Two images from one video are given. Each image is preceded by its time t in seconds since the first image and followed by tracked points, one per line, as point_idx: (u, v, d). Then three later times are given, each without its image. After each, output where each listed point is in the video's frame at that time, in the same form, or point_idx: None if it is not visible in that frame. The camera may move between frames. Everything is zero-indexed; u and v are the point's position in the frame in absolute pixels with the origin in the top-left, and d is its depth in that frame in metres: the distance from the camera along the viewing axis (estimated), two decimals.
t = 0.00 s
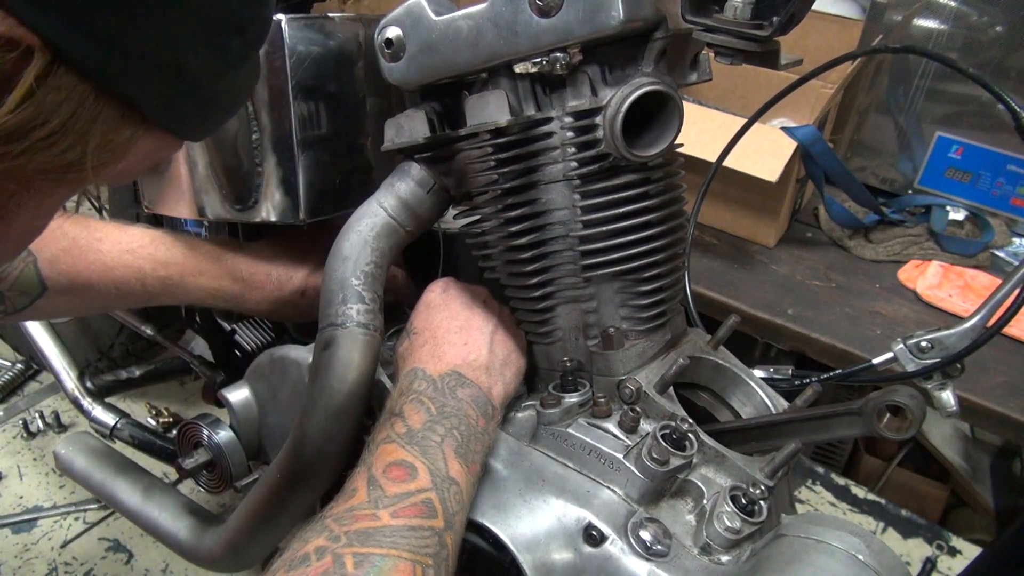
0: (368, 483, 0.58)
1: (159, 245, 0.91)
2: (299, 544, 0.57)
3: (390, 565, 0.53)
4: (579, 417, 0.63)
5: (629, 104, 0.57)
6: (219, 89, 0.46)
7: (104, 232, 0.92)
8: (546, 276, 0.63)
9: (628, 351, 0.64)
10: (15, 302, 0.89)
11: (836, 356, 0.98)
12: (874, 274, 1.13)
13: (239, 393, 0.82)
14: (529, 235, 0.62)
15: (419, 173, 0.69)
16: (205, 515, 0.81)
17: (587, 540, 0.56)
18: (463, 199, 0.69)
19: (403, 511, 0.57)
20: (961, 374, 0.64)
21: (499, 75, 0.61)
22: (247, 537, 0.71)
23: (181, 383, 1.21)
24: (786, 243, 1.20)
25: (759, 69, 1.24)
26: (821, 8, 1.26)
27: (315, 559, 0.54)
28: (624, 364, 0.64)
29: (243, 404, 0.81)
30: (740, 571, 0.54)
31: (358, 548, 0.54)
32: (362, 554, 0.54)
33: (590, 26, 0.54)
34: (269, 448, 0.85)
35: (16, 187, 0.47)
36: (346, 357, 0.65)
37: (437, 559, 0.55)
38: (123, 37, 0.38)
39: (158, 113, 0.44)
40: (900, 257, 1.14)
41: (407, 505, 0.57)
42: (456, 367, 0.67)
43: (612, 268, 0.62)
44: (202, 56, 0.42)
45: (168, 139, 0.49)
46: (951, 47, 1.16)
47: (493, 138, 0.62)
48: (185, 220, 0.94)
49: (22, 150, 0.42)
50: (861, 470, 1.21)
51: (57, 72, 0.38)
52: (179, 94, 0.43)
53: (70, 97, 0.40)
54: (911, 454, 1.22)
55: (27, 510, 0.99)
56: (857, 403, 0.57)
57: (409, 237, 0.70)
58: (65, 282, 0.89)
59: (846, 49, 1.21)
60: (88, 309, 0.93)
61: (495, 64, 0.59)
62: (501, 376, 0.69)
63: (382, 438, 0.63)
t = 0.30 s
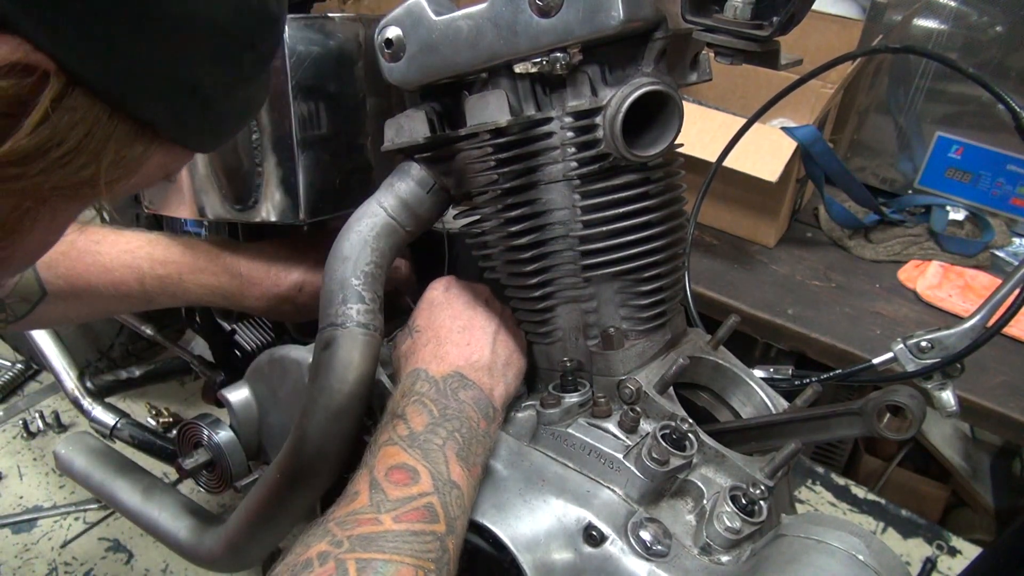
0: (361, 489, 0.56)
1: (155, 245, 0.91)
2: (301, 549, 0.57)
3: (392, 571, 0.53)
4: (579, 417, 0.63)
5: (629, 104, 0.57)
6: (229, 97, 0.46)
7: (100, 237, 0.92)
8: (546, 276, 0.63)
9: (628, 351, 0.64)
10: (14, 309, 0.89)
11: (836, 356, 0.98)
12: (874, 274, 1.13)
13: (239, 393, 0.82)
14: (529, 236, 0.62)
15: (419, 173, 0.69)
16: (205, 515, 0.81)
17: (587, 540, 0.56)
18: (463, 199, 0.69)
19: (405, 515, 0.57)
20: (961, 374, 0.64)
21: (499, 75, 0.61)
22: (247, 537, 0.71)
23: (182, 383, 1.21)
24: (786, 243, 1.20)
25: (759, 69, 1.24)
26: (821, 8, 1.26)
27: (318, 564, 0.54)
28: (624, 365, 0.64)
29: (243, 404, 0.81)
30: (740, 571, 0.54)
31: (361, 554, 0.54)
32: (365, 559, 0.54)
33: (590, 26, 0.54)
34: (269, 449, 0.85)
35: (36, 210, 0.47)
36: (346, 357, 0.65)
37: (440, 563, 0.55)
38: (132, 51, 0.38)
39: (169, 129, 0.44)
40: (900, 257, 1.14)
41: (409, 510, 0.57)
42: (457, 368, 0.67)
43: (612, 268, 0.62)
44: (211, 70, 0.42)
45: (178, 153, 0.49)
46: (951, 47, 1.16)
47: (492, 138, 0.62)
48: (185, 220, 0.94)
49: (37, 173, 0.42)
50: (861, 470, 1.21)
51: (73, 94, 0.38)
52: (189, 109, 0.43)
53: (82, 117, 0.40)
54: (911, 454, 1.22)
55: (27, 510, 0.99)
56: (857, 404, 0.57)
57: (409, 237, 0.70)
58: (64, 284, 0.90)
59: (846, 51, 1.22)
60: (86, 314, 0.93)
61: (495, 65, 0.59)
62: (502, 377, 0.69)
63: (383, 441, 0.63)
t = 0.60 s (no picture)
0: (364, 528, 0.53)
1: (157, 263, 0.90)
2: (302, 546, 0.57)
3: (393, 568, 0.53)
4: (579, 417, 0.63)
5: (629, 104, 0.57)
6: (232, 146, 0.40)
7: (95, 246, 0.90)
8: (546, 276, 0.63)
9: (628, 351, 0.64)
10: None
11: (837, 356, 0.98)
12: (873, 274, 1.13)
13: (239, 393, 0.82)
14: (529, 235, 0.62)
15: (419, 173, 0.69)
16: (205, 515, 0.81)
17: (587, 540, 0.56)
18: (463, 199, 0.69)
19: (406, 512, 0.57)
20: (961, 374, 0.64)
21: (499, 75, 0.61)
22: (247, 536, 0.71)
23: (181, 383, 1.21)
24: (787, 243, 1.20)
25: (759, 69, 1.24)
26: (821, 8, 1.26)
27: (318, 562, 0.54)
28: (624, 364, 0.64)
29: (243, 404, 0.81)
30: (740, 571, 0.54)
31: (362, 550, 0.54)
32: (366, 555, 0.54)
33: (591, 26, 0.54)
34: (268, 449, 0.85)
35: (11, 262, 0.42)
36: (346, 357, 0.65)
37: (440, 560, 0.55)
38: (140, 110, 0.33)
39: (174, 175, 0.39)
40: (900, 257, 1.14)
41: (409, 506, 0.57)
42: (457, 367, 0.67)
43: (611, 268, 0.62)
44: (221, 120, 0.37)
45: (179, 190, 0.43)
46: (951, 47, 1.16)
47: (492, 138, 0.62)
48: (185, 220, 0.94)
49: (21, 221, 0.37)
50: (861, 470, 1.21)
51: (64, 146, 0.33)
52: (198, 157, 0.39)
53: (72, 169, 0.34)
54: (911, 454, 1.22)
55: (27, 510, 0.99)
56: (858, 404, 0.57)
57: (409, 237, 0.70)
58: (59, 296, 0.87)
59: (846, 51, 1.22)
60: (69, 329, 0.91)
61: (495, 65, 0.59)
62: (502, 375, 0.69)
63: (383, 438, 0.63)
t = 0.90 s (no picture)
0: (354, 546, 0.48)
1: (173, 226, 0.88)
2: (302, 541, 0.57)
3: (393, 563, 0.53)
4: (579, 417, 0.63)
5: (629, 104, 0.56)
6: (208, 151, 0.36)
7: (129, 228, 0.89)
8: (546, 277, 0.63)
9: (628, 351, 0.64)
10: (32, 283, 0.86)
11: (837, 356, 0.98)
12: (873, 274, 1.13)
13: (239, 393, 0.82)
14: (529, 236, 0.62)
15: (419, 173, 0.69)
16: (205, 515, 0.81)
17: (587, 540, 0.56)
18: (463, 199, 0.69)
19: (406, 507, 0.57)
20: (961, 374, 0.64)
21: (499, 75, 0.61)
22: (247, 537, 0.71)
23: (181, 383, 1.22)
24: (786, 243, 1.20)
25: (758, 69, 1.24)
26: (821, 8, 1.27)
27: (318, 557, 0.54)
28: (624, 364, 0.64)
29: (243, 404, 0.81)
30: (740, 571, 0.54)
31: (361, 545, 0.54)
32: (366, 550, 0.54)
33: (591, 26, 0.54)
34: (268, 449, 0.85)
35: None
36: (346, 357, 0.65)
37: (440, 556, 0.55)
38: (112, 110, 0.30)
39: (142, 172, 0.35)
40: (900, 257, 1.14)
41: (409, 502, 0.57)
42: (457, 365, 0.67)
43: (612, 268, 0.62)
44: (197, 111, 0.33)
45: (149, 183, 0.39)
46: (951, 47, 1.16)
47: (493, 138, 0.62)
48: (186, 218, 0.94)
49: None
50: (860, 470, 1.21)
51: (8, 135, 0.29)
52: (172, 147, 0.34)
53: (18, 167, 0.31)
54: (911, 454, 1.22)
55: (27, 510, 0.99)
56: (858, 404, 0.56)
57: (409, 237, 0.70)
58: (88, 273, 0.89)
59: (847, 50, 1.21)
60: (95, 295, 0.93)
61: (495, 64, 0.59)
62: (501, 375, 0.69)
63: (383, 435, 0.63)
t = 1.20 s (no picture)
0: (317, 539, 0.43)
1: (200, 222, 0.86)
2: (303, 525, 0.57)
3: (396, 545, 0.53)
4: (579, 417, 0.63)
5: (629, 104, 0.56)
6: (171, 101, 0.34)
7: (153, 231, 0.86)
8: (546, 277, 0.63)
9: (628, 351, 0.64)
10: (87, 297, 0.84)
11: (837, 356, 0.98)
12: (873, 274, 1.13)
13: (239, 393, 0.82)
14: (529, 236, 0.62)
15: (419, 173, 0.69)
16: (205, 515, 0.81)
17: (587, 540, 0.56)
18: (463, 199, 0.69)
19: (408, 492, 0.57)
20: (961, 373, 0.64)
21: (499, 75, 0.61)
22: (247, 536, 0.71)
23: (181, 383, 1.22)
24: (786, 243, 1.20)
25: (758, 69, 1.24)
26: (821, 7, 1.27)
27: (320, 537, 0.54)
28: (624, 364, 0.64)
29: (243, 404, 0.81)
30: (740, 571, 0.54)
31: (364, 527, 0.54)
32: (369, 532, 0.54)
33: (591, 26, 0.54)
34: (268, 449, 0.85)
35: None
36: (346, 357, 0.65)
37: (442, 541, 0.55)
38: None
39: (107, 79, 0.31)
40: (900, 257, 1.15)
41: (411, 488, 0.57)
42: (458, 361, 0.68)
43: (612, 268, 0.62)
44: None
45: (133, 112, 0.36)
46: (951, 47, 1.16)
47: (493, 138, 0.62)
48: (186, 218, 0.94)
49: None
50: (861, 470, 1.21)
51: None
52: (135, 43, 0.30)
53: None
54: (911, 454, 1.22)
55: (27, 510, 0.99)
56: (858, 404, 0.56)
57: (409, 237, 0.70)
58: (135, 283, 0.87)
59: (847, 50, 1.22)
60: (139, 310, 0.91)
61: (495, 64, 0.59)
62: (501, 373, 0.69)
63: (383, 425, 0.63)
